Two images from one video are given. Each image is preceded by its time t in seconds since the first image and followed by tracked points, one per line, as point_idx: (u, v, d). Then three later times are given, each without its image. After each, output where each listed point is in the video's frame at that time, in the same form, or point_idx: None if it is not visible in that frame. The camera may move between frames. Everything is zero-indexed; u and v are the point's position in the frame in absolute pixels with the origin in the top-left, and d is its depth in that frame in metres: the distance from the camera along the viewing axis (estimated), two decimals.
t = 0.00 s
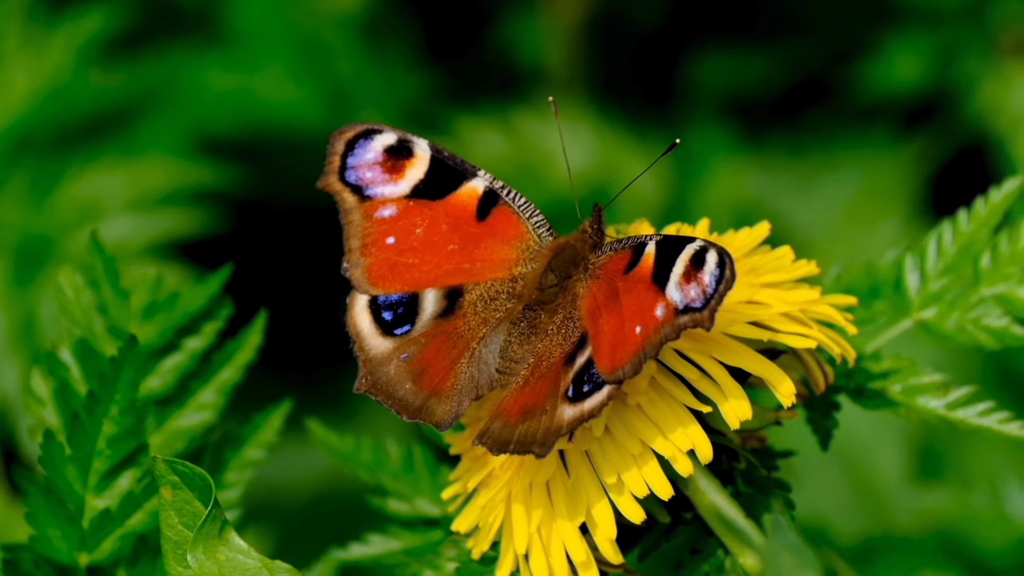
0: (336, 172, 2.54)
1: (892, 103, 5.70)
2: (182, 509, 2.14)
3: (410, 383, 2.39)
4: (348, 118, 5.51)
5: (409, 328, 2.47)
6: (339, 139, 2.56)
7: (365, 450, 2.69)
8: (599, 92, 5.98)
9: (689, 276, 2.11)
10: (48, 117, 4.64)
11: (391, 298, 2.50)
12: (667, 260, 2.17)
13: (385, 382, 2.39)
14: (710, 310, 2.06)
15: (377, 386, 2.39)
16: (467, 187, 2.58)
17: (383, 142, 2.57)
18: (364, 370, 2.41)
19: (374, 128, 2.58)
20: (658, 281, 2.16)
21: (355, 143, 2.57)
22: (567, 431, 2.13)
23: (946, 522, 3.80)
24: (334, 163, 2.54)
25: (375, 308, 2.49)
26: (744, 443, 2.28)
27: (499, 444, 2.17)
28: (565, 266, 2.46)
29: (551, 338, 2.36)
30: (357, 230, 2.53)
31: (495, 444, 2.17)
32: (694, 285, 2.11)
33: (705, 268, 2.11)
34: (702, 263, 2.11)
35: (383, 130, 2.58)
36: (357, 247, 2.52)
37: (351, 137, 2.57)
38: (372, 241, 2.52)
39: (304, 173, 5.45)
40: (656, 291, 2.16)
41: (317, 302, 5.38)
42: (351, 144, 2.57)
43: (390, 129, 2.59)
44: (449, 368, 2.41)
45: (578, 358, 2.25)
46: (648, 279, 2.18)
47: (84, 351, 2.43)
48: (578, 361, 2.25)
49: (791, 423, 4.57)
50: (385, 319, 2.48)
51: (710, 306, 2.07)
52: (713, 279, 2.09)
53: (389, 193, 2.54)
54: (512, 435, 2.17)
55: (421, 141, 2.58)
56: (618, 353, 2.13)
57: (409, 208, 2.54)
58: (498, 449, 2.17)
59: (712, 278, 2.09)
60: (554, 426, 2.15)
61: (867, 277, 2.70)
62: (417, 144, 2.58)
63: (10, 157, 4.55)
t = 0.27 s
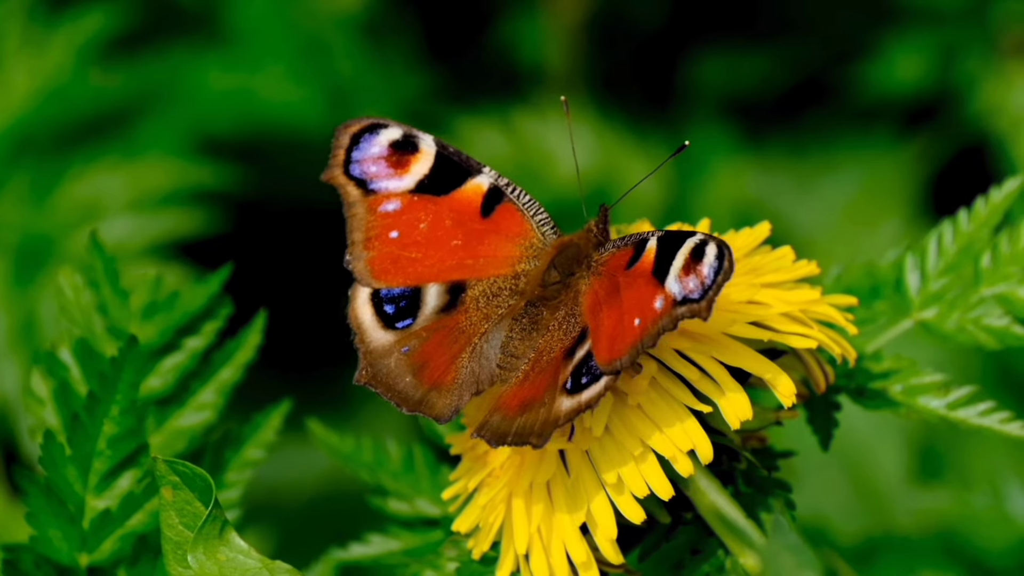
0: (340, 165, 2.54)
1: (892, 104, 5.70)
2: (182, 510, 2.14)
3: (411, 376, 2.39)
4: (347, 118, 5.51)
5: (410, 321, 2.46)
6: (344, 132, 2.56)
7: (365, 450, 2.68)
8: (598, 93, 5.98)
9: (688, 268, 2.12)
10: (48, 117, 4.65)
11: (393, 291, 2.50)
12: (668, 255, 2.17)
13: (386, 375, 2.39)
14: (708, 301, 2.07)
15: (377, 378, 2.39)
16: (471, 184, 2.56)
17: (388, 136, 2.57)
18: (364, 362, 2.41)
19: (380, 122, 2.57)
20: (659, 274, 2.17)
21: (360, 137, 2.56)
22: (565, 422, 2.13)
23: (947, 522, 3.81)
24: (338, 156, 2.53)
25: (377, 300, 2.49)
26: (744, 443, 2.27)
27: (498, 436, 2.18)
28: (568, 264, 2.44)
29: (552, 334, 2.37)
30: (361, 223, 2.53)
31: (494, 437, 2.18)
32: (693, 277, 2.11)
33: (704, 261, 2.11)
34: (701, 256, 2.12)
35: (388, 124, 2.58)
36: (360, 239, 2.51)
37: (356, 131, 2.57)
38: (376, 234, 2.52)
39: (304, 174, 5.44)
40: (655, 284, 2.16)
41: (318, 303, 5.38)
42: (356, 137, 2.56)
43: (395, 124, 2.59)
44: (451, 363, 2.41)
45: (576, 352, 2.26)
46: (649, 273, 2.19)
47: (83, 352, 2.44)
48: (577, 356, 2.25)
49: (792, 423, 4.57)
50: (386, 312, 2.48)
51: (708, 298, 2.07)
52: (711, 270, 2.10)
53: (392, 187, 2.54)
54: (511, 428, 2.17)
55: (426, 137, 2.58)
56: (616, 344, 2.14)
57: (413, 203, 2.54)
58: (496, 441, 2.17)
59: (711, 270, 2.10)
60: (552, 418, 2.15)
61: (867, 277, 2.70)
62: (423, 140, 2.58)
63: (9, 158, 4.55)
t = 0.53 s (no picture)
0: (341, 147, 2.54)
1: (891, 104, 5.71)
2: (181, 510, 2.14)
3: (410, 368, 2.38)
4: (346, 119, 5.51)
5: (409, 312, 2.46)
6: (346, 114, 2.56)
7: (364, 451, 2.68)
8: (597, 94, 5.98)
9: (669, 246, 2.12)
10: (47, 117, 4.65)
11: (393, 280, 2.50)
12: (654, 238, 2.18)
13: (384, 365, 2.39)
14: (682, 275, 2.07)
15: (375, 368, 2.39)
16: (475, 176, 2.57)
17: (392, 122, 2.57)
18: (363, 351, 2.41)
19: (383, 107, 2.58)
20: (644, 257, 2.17)
21: (363, 120, 2.57)
22: (552, 407, 2.14)
23: (946, 523, 3.81)
24: (339, 138, 2.54)
25: (376, 289, 2.49)
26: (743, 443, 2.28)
27: (492, 429, 2.18)
28: (569, 262, 2.45)
29: (551, 329, 2.37)
30: (361, 208, 2.53)
31: (487, 429, 2.18)
32: (672, 254, 2.11)
33: (683, 238, 2.11)
34: (680, 234, 2.12)
35: (392, 110, 2.59)
36: (360, 224, 2.51)
37: (359, 114, 2.58)
38: (376, 220, 2.52)
39: (301, 173, 5.47)
40: (639, 266, 2.17)
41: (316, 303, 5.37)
42: (359, 120, 2.57)
43: (400, 110, 2.60)
44: (450, 358, 2.41)
45: (568, 342, 2.26)
46: (635, 258, 2.19)
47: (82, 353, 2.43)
48: (569, 344, 2.26)
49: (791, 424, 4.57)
50: (386, 301, 2.47)
51: (683, 271, 2.07)
52: (688, 245, 2.10)
53: (395, 173, 2.54)
54: (504, 419, 2.17)
55: (431, 125, 2.59)
56: (602, 327, 2.13)
57: (415, 191, 2.54)
58: (491, 434, 2.17)
59: (687, 245, 2.10)
60: (541, 403, 2.16)
61: (866, 277, 2.70)
62: (427, 128, 2.59)
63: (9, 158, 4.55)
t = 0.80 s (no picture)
0: (335, 155, 2.53)
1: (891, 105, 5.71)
2: (181, 511, 2.14)
3: (410, 375, 2.39)
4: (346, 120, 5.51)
5: (408, 319, 2.47)
6: (340, 122, 2.56)
7: (364, 451, 2.68)
8: (597, 95, 5.98)
9: (663, 249, 2.14)
10: (48, 118, 4.65)
11: (391, 287, 2.51)
12: (649, 242, 2.20)
13: (384, 373, 2.40)
14: (678, 277, 2.08)
15: (376, 376, 2.40)
16: (470, 181, 2.56)
17: (385, 128, 2.58)
18: (363, 360, 2.42)
19: (377, 114, 2.59)
20: (640, 260, 2.19)
21: (356, 127, 2.58)
22: (553, 413, 2.15)
23: (946, 523, 3.81)
24: (333, 146, 2.54)
25: (375, 297, 2.50)
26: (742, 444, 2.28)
27: (494, 435, 2.17)
28: (566, 265, 2.45)
29: (549, 333, 2.37)
30: (357, 216, 2.53)
31: (489, 435, 2.18)
32: (666, 257, 2.13)
33: (677, 241, 2.13)
34: (675, 237, 2.14)
35: (385, 116, 2.59)
36: (357, 232, 2.51)
37: (352, 121, 2.58)
38: (373, 228, 2.52)
39: (301, 175, 5.47)
40: (635, 270, 2.18)
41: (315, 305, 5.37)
42: (352, 128, 2.57)
43: (393, 116, 2.60)
44: (450, 363, 2.41)
45: (567, 347, 2.27)
46: (632, 262, 2.21)
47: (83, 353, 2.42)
48: (568, 349, 2.27)
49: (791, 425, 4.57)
50: (385, 308, 2.48)
51: (678, 273, 2.08)
52: (683, 248, 2.11)
53: (390, 180, 2.54)
54: (506, 424, 2.17)
55: (424, 130, 2.60)
56: (600, 330, 2.13)
57: (410, 198, 2.54)
58: (493, 440, 2.16)
59: (682, 248, 2.11)
60: (541, 409, 2.16)
61: (867, 278, 2.70)
62: (420, 134, 2.59)
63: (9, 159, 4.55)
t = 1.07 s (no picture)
0: (333, 159, 2.53)
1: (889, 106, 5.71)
2: (180, 511, 2.14)
3: (410, 377, 2.39)
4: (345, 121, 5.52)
5: (408, 321, 2.47)
6: (337, 126, 2.56)
7: (363, 452, 2.68)
8: (597, 96, 5.98)
9: (666, 252, 2.13)
10: (47, 118, 4.65)
11: (391, 290, 2.51)
12: (651, 243, 2.20)
13: (385, 375, 2.39)
14: (682, 281, 2.07)
15: (377, 379, 2.39)
16: (469, 182, 2.56)
17: (383, 132, 2.57)
18: (364, 363, 2.41)
19: (374, 117, 2.57)
20: (643, 262, 2.19)
21: (354, 132, 2.57)
22: (556, 415, 2.15)
23: (945, 523, 3.82)
24: (331, 150, 2.53)
25: (374, 299, 2.49)
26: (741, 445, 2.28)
27: (496, 436, 2.18)
28: (566, 264, 2.46)
29: (550, 333, 2.37)
30: (355, 220, 2.53)
31: (491, 437, 2.18)
32: (670, 260, 2.12)
33: (681, 244, 2.13)
34: (678, 240, 2.13)
35: (382, 119, 2.58)
36: (355, 236, 2.51)
37: (349, 125, 2.57)
38: (371, 232, 2.51)
39: (301, 176, 5.46)
40: (638, 272, 2.18)
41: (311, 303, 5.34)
42: (350, 132, 2.56)
43: (390, 119, 2.59)
44: (451, 364, 2.41)
45: (569, 348, 2.28)
46: (633, 263, 2.21)
47: (81, 354, 2.43)
48: (569, 350, 2.27)
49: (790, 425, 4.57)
50: (385, 311, 2.48)
51: (682, 278, 2.08)
52: (686, 251, 2.11)
53: (387, 184, 2.53)
54: (508, 425, 2.17)
55: (421, 134, 2.60)
56: (602, 334, 2.15)
57: (408, 201, 2.54)
58: (494, 441, 2.17)
59: (686, 251, 2.11)
60: (544, 412, 2.17)
61: (865, 278, 2.71)
62: (418, 137, 2.59)
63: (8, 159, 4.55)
